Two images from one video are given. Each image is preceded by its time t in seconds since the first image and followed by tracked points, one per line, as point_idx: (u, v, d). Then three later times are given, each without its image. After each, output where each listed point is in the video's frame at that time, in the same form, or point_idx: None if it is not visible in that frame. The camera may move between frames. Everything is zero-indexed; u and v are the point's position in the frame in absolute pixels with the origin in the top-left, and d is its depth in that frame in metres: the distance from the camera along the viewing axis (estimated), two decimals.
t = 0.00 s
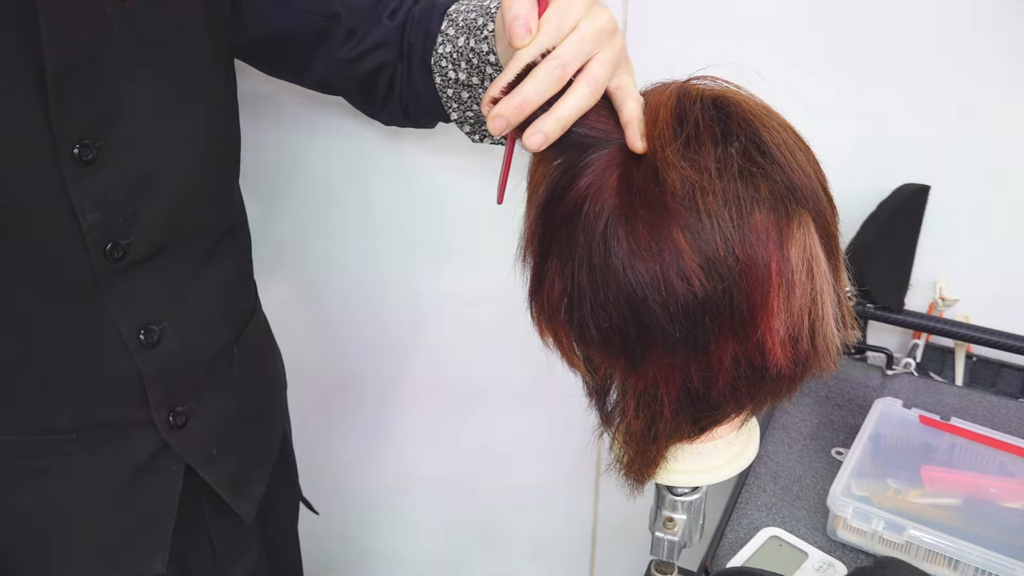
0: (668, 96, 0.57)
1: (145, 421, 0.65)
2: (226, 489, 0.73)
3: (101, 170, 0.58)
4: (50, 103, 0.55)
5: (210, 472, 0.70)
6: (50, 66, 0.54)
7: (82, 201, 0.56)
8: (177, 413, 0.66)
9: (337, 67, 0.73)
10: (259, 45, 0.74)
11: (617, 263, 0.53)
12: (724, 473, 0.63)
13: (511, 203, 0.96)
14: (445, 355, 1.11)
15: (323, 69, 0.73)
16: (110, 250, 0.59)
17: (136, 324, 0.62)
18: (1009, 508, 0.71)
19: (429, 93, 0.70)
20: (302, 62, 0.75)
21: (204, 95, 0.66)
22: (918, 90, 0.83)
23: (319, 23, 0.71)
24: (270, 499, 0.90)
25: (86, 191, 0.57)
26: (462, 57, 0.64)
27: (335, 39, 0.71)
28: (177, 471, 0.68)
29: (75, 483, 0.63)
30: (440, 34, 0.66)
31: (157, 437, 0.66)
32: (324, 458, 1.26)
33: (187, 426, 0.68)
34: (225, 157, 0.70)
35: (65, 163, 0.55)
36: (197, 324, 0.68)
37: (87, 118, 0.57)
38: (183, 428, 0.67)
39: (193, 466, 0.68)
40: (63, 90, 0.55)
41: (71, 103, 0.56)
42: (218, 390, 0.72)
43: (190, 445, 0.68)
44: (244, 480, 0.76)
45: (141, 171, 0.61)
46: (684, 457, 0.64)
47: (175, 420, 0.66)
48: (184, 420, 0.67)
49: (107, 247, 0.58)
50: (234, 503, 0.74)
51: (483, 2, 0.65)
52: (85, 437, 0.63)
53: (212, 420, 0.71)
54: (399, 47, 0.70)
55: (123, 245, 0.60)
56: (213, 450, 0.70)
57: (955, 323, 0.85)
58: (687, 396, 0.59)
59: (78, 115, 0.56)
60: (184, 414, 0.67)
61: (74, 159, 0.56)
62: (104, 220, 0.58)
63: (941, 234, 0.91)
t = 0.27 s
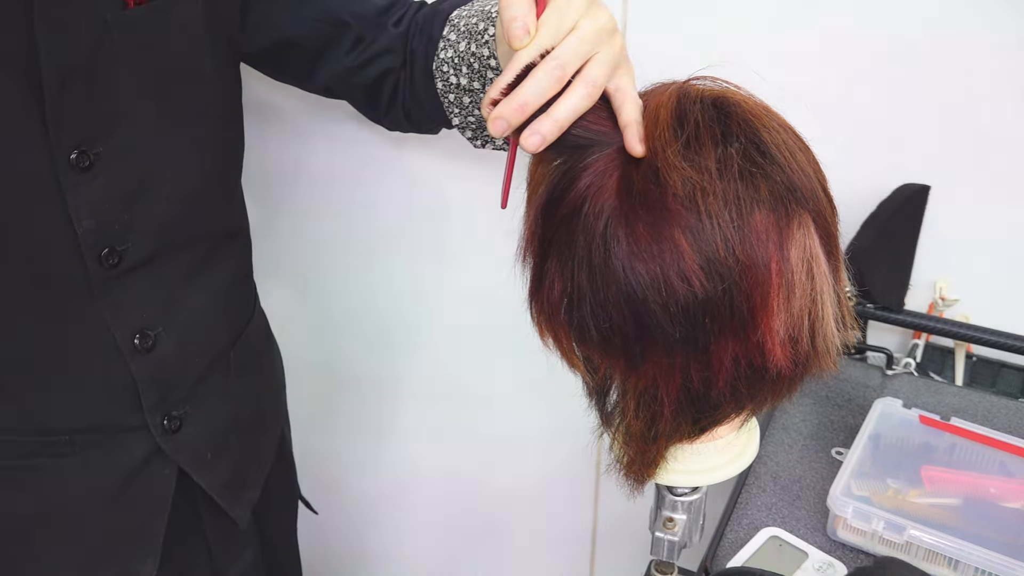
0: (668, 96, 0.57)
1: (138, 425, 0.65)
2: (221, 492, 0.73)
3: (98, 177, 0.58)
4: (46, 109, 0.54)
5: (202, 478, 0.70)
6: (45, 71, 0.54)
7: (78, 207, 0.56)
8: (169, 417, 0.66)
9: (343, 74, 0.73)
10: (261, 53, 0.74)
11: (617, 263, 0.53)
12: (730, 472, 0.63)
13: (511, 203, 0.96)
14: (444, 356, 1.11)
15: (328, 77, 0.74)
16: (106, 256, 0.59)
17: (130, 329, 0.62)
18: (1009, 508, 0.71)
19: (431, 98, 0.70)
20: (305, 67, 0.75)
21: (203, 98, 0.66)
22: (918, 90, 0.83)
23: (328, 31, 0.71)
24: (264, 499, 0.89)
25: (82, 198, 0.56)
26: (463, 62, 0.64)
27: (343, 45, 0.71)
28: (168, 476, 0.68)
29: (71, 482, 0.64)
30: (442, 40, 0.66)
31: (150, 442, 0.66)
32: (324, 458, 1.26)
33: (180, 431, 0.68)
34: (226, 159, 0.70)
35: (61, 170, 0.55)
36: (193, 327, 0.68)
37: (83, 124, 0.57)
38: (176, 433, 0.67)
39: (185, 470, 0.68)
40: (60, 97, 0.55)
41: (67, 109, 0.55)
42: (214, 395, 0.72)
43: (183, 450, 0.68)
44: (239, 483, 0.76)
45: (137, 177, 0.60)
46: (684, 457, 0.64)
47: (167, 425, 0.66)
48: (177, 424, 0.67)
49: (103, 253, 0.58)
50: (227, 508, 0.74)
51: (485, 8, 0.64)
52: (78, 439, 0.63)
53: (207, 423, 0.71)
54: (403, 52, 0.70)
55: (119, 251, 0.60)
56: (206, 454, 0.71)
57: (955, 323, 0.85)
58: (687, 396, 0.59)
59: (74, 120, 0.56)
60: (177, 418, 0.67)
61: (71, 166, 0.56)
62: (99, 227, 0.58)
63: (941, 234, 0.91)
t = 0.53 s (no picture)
0: (668, 96, 0.57)
1: (134, 426, 0.65)
2: (218, 494, 0.73)
3: (93, 179, 0.58)
4: (40, 110, 0.54)
5: (200, 480, 0.70)
6: (40, 73, 0.54)
7: (72, 207, 0.56)
8: (167, 418, 0.66)
9: (345, 78, 0.72)
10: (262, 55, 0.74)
11: (617, 263, 0.53)
12: (730, 472, 0.63)
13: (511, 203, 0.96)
14: (445, 356, 1.11)
15: (330, 81, 0.74)
16: (100, 257, 0.59)
17: (126, 330, 0.62)
18: (1009, 508, 0.71)
19: (433, 102, 0.69)
20: (305, 69, 0.75)
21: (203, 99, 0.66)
22: (918, 90, 0.83)
23: (328, 33, 0.71)
24: (264, 499, 0.89)
25: (77, 200, 0.57)
26: (466, 64, 0.64)
27: (345, 48, 0.71)
28: (165, 477, 0.68)
29: (68, 481, 0.64)
30: (444, 42, 0.66)
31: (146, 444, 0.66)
32: (324, 459, 1.26)
33: (178, 433, 0.68)
34: (228, 159, 0.69)
35: (57, 172, 0.55)
36: (191, 329, 0.68)
37: (78, 125, 0.57)
38: (173, 435, 0.67)
39: (182, 473, 0.69)
40: (56, 98, 0.55)
41: (62, 110, 0.56)
42: (214, 395, 0.72)
43: (180, 452, 0.68)
44: (238, 484, 0.76)
45: (133, 179, 0.60)
46: (684, 458, 0.64)
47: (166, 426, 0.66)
48: (174, 426, 0.67)
49: (98, 254, 0.59)
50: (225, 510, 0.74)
51: (486, 11, 0.65)
52: (76, 439, 0.64)
53: (205, 425, 0.71)
54: (405, 55, 0.70)
55: (114, 253, 0.60)
56: (205, 456, 0.71)
57: (955, 323, 0.85)
58: (687, 396, 0.59)
59: (70, 122, 0.56)
60: (174, 420, 0.67)
61: (66, 168, 0.56)
62: (93, 228, 0.58)
63: (940, 234, 0.91)
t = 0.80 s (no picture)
0: (668, 96, 0.57)
1: (139, 423, 0.65)
2: (222, 491, 0.73)
3: (94, 177, 0.58)
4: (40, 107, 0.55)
5: (203, 477, 0.70)
6: (39, 71, 0.54)
7: (75, 208, 0.57)
8: (172, 415, 0.66)
9: (344, 73, 0.73)
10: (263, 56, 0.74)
11: (617, 263, 0.53)
12: (730, 472, 0.63)
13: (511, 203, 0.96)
14: (445, 356, 1.11)
15: (329, 77, 0.74)
16: (103, 255, 0.59)
17: (129, 328, 0.62)
18: (1009, 508, 0.71)
19: (434, 98, 0.69)
20: (303, 66, 0.75)
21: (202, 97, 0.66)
22: (918, 90, 0.83)
23: (328, 29, 0.71)
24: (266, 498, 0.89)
25: (78, 199, 0.57)
26: (466, 61, 0.64)
27: (343, 45, 0.71)
28: (170, 474, 0.68)
29: (71, 480, 0.64)
30: (444, 38, 0.65)
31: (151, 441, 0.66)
32: (324, 458, 1.26)
33: (182, 430, 0.68)
34: (228, 159, 0.69)
35: (57, 170, 0.55)
36: (193, 326, 0.68)
37: (78, 123, 0.57)
38: (177, 432, 0.67)
39: (186, 470, 0.69)
40: (55, 97, 0.55)
41: (61, 108, 0.56)
42: (217, 393, 0.72)
43: (184, 449, 0.68)
44: (241, 482, 0.76)
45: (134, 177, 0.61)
46: (684, 457, 0.64)
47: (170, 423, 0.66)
48: (179, 423, 0.67)
49: (100, 253, 0.58)
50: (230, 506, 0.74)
51: (486, 6, 0.64)
52: (79, 438, 0.64)
53: (207, 425, 0.70)
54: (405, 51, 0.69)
55: (116, 251, 0.60)
56: (208, 454, 0.71)
57: (955, 323, 0.85)
58: (687, 397, 0.59)
59: (69, 120, 0.56)
60: (178, 417, 0.67)
61: (67, 166, 0.56)
62: (95, 227, 0.58)
63: (940, 234, 0.91)
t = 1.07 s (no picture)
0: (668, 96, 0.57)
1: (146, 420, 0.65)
2: (229, 486, 0.73)
3: (96, 174, 0.58)
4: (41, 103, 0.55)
5: (212, 471, 0.70)
6: (40, 67, 0.54)
7: (79, 204, 0.57)
8: (179, 410, 0.66)
9: (334, 70, 0.72)
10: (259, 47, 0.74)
11: (617, 263, 0.53)
12: (730, 472, 0.63)
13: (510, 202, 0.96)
14: (444, 356, 1.11)
15: (319, 73, 0.74)
16: (107, 252, 0.59)
17: (136, 324, 0.62)
18: (1009, 508, 0.71)
19: (426, 98, 0.70)
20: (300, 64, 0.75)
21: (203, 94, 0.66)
22: (917, 90, 0.83)
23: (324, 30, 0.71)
24: (271, 495, 0.89)
25: (81, 195, 0.57)
26: (458, 60, 0.64)
27: (333, 41, 0.71)
28: (178, 470, 0.68)
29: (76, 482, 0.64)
30: (436, 38, 0.66)
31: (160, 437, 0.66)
32: (324, 458, 1.26)
33: (189, 426, 0.68)
34: (227, 158, 0.70)
35: (60, 166, 0.55)
36: (198, 323, 0.68)
37: (80, 119, 0.57)
38: (185, 427, 0.67)
39: (195, 465, 0.69)
40: (56, 93, 0.55)
41: (62, 104, 0.56)
42: (222, 388, 0.72)
43: (191, 445, 0.68)
44: (247, 477, 0.76)
45: (136, 173, 0.61)
46: (684, 457, 0.64)
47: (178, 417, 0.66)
48: (186, 419, 0.67)
49: (104, 249, 0.58)
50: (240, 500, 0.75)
51: (478, 7, 0.65)
52: (87, 438, 0.63)
53: (211, 422, 0.70)
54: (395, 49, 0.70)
55: (121, 247, 0.60)
56: (215, 449, 0.71)
57: (955, 323, 0.85)
58: (687, 397, 0.59)
59: (72, 116, 0.56)
60: (185, 413, 0.67)
61: (70, 162, 0.56)
62: (98, 223, 0.58)
63: (940, 234, 0.91)
